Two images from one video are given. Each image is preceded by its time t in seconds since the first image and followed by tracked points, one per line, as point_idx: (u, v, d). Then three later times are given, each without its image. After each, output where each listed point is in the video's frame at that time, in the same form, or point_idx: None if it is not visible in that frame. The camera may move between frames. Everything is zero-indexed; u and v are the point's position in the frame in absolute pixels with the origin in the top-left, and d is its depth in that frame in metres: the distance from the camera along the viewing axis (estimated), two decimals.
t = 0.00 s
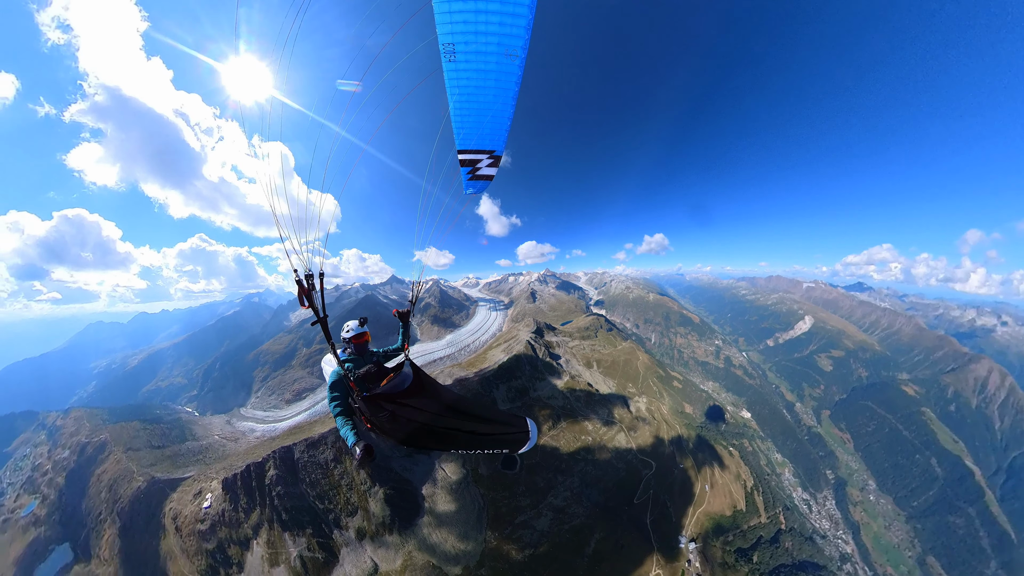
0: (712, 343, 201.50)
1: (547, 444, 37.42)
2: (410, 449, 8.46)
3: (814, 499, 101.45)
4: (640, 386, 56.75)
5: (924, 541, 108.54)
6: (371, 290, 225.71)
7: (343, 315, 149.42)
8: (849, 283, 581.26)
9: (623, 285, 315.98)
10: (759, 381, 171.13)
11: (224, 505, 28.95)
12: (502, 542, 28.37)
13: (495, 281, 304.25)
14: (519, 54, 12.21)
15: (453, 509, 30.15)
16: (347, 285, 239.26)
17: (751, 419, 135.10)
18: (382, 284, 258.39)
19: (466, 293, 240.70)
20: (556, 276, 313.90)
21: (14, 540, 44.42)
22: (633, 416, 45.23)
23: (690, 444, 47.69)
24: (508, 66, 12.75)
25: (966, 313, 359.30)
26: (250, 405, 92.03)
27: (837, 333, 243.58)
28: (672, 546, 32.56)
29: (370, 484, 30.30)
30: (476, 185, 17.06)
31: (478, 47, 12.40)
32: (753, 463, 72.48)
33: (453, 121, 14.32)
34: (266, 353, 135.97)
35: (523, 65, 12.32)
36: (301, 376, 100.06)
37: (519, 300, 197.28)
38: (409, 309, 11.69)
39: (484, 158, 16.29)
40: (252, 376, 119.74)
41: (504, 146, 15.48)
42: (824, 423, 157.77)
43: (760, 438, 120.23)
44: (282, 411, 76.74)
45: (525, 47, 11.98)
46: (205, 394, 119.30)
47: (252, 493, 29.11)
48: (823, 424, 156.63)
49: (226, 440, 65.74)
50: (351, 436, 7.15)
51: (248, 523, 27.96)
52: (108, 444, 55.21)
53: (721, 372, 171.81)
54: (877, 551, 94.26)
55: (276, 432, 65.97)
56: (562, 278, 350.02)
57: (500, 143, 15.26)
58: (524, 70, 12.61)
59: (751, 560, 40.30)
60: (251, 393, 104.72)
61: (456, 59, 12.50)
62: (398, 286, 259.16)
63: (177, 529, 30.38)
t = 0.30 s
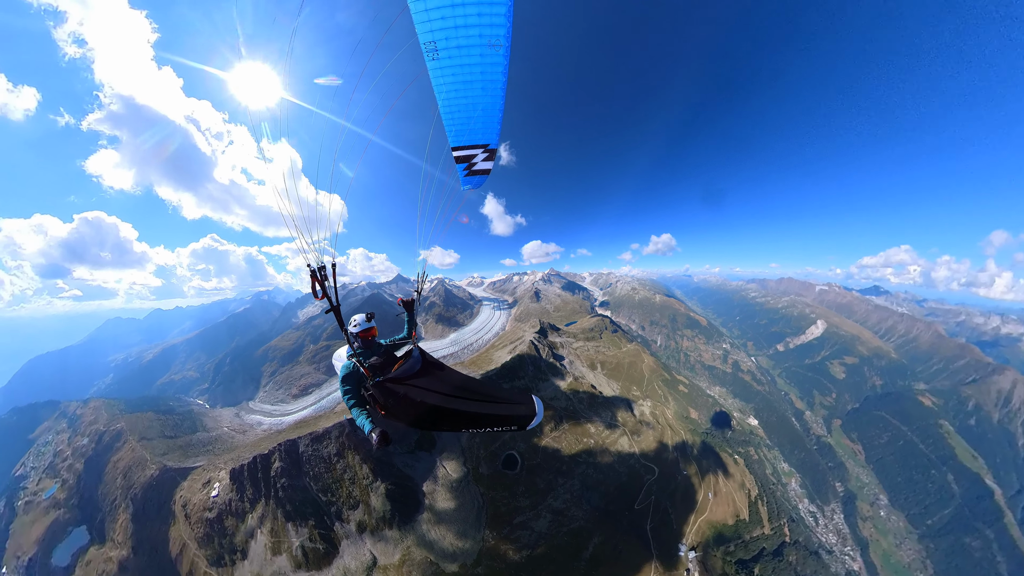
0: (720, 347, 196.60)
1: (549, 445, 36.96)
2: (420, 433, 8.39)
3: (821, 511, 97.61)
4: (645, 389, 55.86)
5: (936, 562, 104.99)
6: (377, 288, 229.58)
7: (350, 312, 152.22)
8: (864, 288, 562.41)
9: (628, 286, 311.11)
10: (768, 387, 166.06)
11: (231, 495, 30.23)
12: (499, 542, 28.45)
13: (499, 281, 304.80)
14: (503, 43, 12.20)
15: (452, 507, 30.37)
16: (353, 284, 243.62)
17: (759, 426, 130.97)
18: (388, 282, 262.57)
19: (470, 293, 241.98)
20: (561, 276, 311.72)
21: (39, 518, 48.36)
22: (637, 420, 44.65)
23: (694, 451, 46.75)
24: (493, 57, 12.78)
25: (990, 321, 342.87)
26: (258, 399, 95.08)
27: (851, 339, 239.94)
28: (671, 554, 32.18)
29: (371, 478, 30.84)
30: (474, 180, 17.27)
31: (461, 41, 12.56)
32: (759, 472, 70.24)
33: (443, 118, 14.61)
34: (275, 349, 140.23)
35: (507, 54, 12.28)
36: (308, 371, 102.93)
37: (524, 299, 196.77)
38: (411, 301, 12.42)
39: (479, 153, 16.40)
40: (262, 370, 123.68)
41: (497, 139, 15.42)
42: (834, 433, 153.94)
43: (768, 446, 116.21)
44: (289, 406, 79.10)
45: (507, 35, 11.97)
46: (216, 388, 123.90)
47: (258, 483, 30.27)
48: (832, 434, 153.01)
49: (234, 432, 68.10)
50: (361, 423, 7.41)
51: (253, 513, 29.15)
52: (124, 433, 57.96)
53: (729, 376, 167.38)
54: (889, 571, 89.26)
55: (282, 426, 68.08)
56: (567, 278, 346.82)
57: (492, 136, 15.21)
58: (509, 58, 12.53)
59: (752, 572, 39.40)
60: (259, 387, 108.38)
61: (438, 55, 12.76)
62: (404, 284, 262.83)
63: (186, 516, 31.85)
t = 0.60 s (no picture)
0: (727, 351, 190.79)
1: (550, 446, 36.75)
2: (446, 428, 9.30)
3: (828, 525, 92.81)
4: (649, 392, 54.94)
5: None
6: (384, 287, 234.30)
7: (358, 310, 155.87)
8: (883, 292, 538.45)
9: (635, 286, 305.58)
10: (777, 395, 160.56)
11: (243, 482, 31.92)
12: (497, 541, 28.67)
13: (504, 280, 305.40)
14: (492, 33, 12.29)
15: (452, 504, 30.80)
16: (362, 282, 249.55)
17: (767, 434, 126.16)
18: (395, 281, 267.25)
19: (476, 292, 243.60)
20: (567, 276, 308.86)
21: (68, 498, 52.51)
22: (640, 423, 43.95)
23: (698, 457, 45.65)
24: (484, 47, 12.85)
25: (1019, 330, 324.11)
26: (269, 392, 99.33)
27: (864, 345, 230.89)
28: (668, 563, 31.76)
29: (374, 472, 31.80)
30: (477, 176, 17.55)
31: (450, 37, 12.77)
32: (764, 480, 67.43)
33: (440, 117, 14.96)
34: (286, 345, 145.84)
35: (497, 42, 12.31)
36: (317, 366, 106.80)
37: (528, 299, 196.30)
38: (423, 306, 13.06)
39: (480, 148, 16.61)
40: (273, 365, 128.80)
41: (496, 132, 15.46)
42: (845, 445, 147.45)
43: (775, 455, 111.59)
44: (299, 399, 82.54)
45: (496, 25, 12.05)
46: (230, 381, 130.21)
47: (268, 472, 31.80)
48: (844, 445, 146.78)
49: (245, 423, 71.51)
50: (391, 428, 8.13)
51: (262, 501, 30.59)
52: (144, 422, 61.94)
53: (736, 382, 162.11)
54: None
55: (292, 418, 71.14)
56: (573, 277, 342.95)
57: (491, 129, 15.29)
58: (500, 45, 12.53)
59: None
60: (271, 382, 113.43)
61: (427, 53, 13.06)
62: (410, 283, 267.19)
63: (201, 500, 33.87)
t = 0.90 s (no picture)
0: (735, 353, 184.95)
1: (552, 447, 36.54)
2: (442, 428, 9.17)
3: (835, 536, 88.54)
4: (654, 395, 53.92)
5: None
6: (390, 287, 237.90)
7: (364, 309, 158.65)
8: (898, 293, 518.51)
9: (640, 286, 299.72)
10: (785, 400, 155.18)
11: (249, 475, 33.05)
12: (496, 540, 28.70)
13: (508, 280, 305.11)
14: (482, 18, 12.21)
15: (452, 502, 31.04)
16: (368, 282, 253.94)
17: (775, 440, 121.72)
18: (401, 280, 270.88)
19: (480, 291, 243.96)
20: (572, 276, 305.38)
21: (83, 486, 55.41)
22: (644, 426, 43.23)
23: (704, 462, 44.51)
24: (475, 36, 12.84)
25: None
26: (277, 389, 102.50)
27: (879, 349, 219.84)
28: (670, 569, 31.11)
29: (377, 469, 32.40)
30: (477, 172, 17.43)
31: (439, 28, 12.87)
32: (770, 487, 65.01)
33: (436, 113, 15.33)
34: (294, 343, 150.14)
35: (489, 29, 12.26)
36: (323, 365, 109.55)
37: (533, 298, 194.99)
38: (421, 308, 13.17)
39: (478, 142, 16.84)
40: (282, 363, 132.88)
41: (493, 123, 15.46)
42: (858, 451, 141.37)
43: (783, 462, 107.45)
44: (306, 396, 84.88)
45: (485, 9, 11.90)
46: (240, 378, 134.89)
47: (274, 465, 32.87)
48: (855, 452, 140.14)
49: (253, 418, 74.04)
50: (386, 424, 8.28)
51: (267, 494, 31.60)
52: (157, 416, 64.88)
53: (744, 386, 156.95)
54: None
55: (299, 414, 73.27)
56: (578, 277, 338.92)
57: (489, 121, 15.36)
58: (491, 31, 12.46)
59: None
60: (278, 378, 117.07)
61: (417, 48, 13.29)
62: (416, 283, 270.16)
63: (209, 491, 35.31)
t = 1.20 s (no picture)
0: (745, 355, 178.66)
1: (555, 448, 36.48)
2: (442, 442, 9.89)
3: (843, 549, 84.19)
4: (660, 397, 52.94)
5: None
6: (397, 287, 241.93)
7: (372, 309, 161.93)
8: (916, 294, 494.12)
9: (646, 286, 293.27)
10: (795, 405, 149.63)
11: (260, 468, 34.67)
12: (496, 538, 28.94)
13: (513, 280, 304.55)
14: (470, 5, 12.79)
15: (454, 500, 31.52)
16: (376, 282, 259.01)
17: (784, 447, 116.91)
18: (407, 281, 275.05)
19: (486, 291, 244.26)
20: (577, 276, 301.85)
21: (105, 474, 59.39)
22: (649, 429, 42.71)
23: (709, 468, 43.44)
24: (464, 22, 13.43)
25: None
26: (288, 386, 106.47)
27: (895, 354, 208.89)
28: None
29: (383, 465, 33.28)
30: (477, 161, 18.35)
31: (427, 20, 13.53)
32: (777, 495, 62.35)
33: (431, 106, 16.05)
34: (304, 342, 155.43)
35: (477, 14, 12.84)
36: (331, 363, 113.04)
37: (539, 298, 193.49)
38: (421, 321, 13.73)
39: (476, 132, 17.58)
40: (292, 361, 137.72)
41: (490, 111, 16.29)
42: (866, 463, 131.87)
43: (792, 470, 102.67)
44: (314, 394, 87.92)
45: None
46: (251, 375, 140.94)
47: (284, 460, 34.31)
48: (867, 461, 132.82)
49: (264, 414, 77.29)
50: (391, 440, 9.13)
51: (277, 487, 33.04)
52: (174, 410, 68.68)
53: (753, 389, 151.20)
54: None
55: (307, 411, 76.01)
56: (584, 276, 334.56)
57: (486, 109, 16.17)
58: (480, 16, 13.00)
59: None
60: (288, 377, 121.74)
61: (403, 37, 13.91)
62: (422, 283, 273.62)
63: (222, 482, 37.25)
